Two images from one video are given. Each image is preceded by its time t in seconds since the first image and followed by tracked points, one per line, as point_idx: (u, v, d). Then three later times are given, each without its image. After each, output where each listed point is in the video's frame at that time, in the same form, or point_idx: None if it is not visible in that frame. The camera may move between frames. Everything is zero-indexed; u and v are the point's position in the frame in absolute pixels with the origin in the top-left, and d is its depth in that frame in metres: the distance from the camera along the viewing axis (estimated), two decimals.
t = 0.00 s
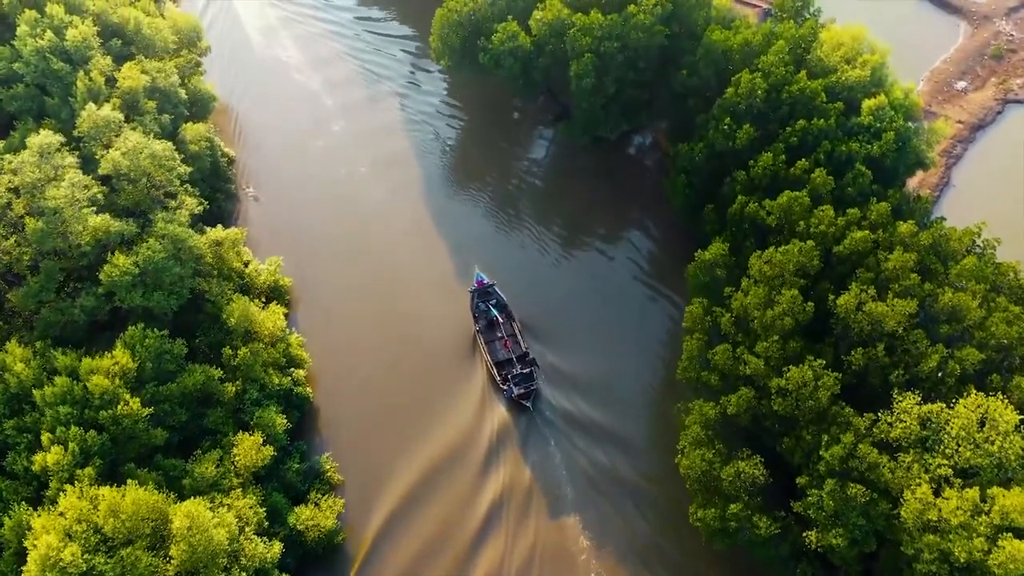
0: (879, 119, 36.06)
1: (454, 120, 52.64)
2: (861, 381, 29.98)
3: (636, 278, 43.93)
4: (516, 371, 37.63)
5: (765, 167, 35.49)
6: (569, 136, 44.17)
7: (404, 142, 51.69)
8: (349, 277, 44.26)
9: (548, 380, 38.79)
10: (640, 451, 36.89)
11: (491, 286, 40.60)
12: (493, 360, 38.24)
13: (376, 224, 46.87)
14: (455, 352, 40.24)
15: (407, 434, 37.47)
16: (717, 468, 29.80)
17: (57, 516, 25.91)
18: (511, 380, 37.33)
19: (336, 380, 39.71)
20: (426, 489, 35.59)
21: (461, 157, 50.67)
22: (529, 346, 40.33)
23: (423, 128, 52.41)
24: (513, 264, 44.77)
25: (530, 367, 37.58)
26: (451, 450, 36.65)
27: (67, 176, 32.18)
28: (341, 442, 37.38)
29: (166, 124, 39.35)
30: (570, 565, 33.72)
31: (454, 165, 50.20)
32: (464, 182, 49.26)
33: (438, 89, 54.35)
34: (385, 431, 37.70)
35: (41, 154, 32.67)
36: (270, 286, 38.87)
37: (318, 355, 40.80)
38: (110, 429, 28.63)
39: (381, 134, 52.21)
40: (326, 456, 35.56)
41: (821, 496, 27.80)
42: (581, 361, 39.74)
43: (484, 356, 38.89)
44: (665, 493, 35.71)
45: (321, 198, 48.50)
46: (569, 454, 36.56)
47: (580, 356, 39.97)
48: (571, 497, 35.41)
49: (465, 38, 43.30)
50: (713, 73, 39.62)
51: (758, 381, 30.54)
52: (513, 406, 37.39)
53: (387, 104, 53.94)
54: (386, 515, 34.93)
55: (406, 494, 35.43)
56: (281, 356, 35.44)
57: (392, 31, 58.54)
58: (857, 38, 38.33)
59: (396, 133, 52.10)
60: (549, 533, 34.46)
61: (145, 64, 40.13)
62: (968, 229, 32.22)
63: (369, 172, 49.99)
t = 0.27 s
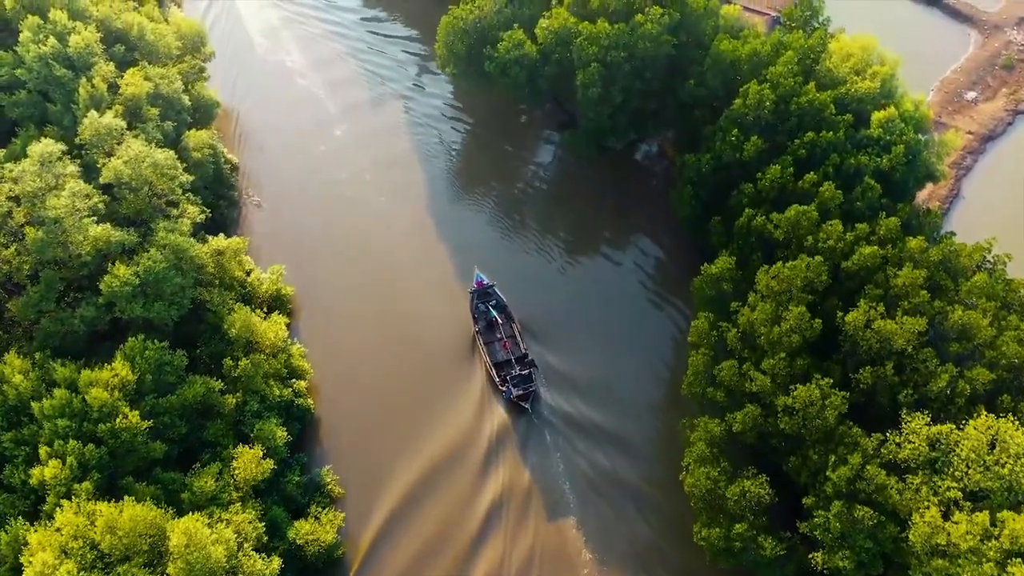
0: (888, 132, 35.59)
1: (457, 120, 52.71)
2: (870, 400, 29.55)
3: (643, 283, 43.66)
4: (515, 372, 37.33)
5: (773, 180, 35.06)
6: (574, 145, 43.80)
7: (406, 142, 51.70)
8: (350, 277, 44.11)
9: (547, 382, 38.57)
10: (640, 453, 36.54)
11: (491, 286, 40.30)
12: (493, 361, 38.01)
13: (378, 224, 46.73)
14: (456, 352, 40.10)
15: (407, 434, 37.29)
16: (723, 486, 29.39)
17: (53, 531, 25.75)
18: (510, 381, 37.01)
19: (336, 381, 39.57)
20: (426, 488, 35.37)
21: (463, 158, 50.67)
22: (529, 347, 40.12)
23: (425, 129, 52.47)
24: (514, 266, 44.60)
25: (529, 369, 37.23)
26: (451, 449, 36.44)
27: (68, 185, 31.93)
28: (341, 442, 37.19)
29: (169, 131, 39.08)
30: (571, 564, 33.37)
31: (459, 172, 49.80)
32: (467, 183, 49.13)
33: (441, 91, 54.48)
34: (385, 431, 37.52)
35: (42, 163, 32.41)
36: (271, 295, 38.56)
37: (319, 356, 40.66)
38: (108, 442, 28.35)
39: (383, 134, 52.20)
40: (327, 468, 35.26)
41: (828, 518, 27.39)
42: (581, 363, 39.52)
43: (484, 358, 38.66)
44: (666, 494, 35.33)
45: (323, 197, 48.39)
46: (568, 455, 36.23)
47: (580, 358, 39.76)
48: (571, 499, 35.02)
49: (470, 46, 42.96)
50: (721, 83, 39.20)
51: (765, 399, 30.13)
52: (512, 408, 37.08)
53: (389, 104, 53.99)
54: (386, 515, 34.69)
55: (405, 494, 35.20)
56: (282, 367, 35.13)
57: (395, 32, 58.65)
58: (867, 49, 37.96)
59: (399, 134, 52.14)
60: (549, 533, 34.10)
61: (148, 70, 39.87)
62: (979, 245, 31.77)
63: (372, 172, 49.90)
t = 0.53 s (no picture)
0: (899, 144, 35.12)
1: (460, 120, 52.72)
2: (878, 420, 29.11)
3: (649, 290, 43.39)
4: (514, 373, 37.35)
5: (782, 194, 34.65)
6: (580, 154, 43.43)
7: (409, 142, 51.68)
8: (351, 277, 44.12)
9: (547, 383, 38.57)
10: (639, 454, 36.48)
11: (491, 287, 40.32)
12: (492, 362, 38.09)
13: (380, 224, 46.73)
14: (456, 352, 40.12)
15: (407, 434, 37.35)
16: (728, 506, 28.96)
17: (50, 547, 25.51)
18: (508, 382, 37.03)
19: (336, 381, 39.61)
20: (426, 488, 35.41)
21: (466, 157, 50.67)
22: (528, 347, 40.17)
23: (429, 128, 52.45)
24: (515, 267, 44.61)
25: (527, 370, 37.26)
26: (450, 449, 36.47)
27: (69, 194, 31.67)
28: (341, 442, 37.24)
29: (172, 138, 38.81)
30: (571, 563, 33.27)
31: (464, 179, 49.47)
32: (469, 184, 49.17)
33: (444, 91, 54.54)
34: (385, 431, 37.57)
35: (43, 172, 32.17)
36: (273, 304, 38.20)
37: (319, 356, 40.69)
38: (107, 455, 28.08)
39: (386, 134, 52.19)
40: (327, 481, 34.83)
41: (835, 540, 26.94)
42: (581, 364, 39.57)
43: (483, 359, 38.67)
44: (665, 495, 35.25)
45: (324, 198, 48.40)
46: (566, 455, 36.18)
47: (579, 359, 39.79)
48: (570, 499, 34.88)
49: (476, 54, 42.63)
50: (729, 93, 38.79)
51: (771, 417, 29.73)
52: (511, 409, 37.09)
53: (393, 104, 54.01)
54: (386, 515, 34.74)
55: (405, 494, 35.27)
56: (283, 378, 34.81)
57: (397, 35, 58.77)
58: (878, 60, 37.46)
59: (402, 133, 52.12)
60: (549, 532, 34.00)
61: (152, 76, 39.63)
62: (989, 262, 31.34)
63: (374, 172, 49.91)
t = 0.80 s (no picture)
0: (909, 158, 34.64)
1: (461, 119, 52.74)
2: (887, 440, 28.67)
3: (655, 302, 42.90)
4: (513, 375, 37.24)
5: (790, 208, 34.21)
6: (587, 163, 43.04)
7: (412, 142, 51.78)
8: (353, 277, 44.27)
9: (547, 385, 38.54)
10: (640, 455, 36.55)
11: (491, 288, 40.24)
12: (492, 363, 37.93)
13: (382, 224, 46.83)
14: (456, 351, 40.14)
15: (407, 434, 37.48)
16: (733, 526, 28.53)
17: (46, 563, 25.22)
18: (508, 384, 36.93)
19: (337, 381, 39.76)
20: (426, 488, 35.54)
21: (468, 157, 50.70)
22: (528, 347, 40.17)
23: (431, 127, 52.50)
24: (517, 270, 44.55)
25: (527, 371, 37.22)
26: (450, 449, 36.53)
27: (70, 203, 31.40)
28: (342, 442, 37.43)
29: (175, 145, 38.54)
30: (571, 563, 33.33)
31: (469, 186, 49.11)
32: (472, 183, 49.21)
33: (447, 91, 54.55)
34: (385, 431, 37.73)
35: (44, 181, 31.87)
36: (275, 313, 37.86)
37: (319, 356, 40.80)
38: (105, 469, 27.80)
39: (389, 134, 52.29)
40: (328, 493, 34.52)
41: (842, 563, 26.49)
42: (581, 364, 39.59)
43: (483, 361, 38.59)
44: (666, 496, 35.35)
45: (327, 198, 48.55)
46: (566, 456, 36.21)
47: (580, 360, 39.81)
48: (569, 499, 34.98)
49: (482, 61, 42.27)
50: (737, 104, 38.36)
51: (778, 436, 29.32)
52: (510, 410, 37.01)
53: (396, 104, 54.07)
54: (386, 515, 34.91)
55: (405, 494, 35.44)
56: (285, 390, 34.47)
57: (399, 34, 58.79)
58: (888, 73, 37.04)
59: (405, 134, 52.22)
60: (548, 533, 34.12)
61: (155, 82, 39.37)
62: (1000, 279, 30.88)
63: (377, 172, 50.03)
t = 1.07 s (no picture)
0: (920, 172, 34.12)
1: (464, 119, 52.89)
2: (895, 462, 28.25)
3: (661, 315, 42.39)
4: (513, 376, 37.07)
5: (798, 222, 33.78)
6: (593, 173, 42.65)
7: (415, 142, 51.89)
8: (355, 278, 44.32)
9: (547, 387, 38.39)
10: (641, 458, 36.32)
11: (492, 289, 40.36)
12: (492, 365, 37.74)
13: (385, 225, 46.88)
14: (457, 351, 40.18)
15: (407, 434, 37.44)
16: (738, 547, 28.13)
17: None
18: (507, 385, 36.75)
19: (337, 381, 39.74)
20: (426, 488, 35.40)
21: (470, 158, 50.82)
22: (528, 350, 40.06)
23: (434, 127, 52.64)
24: (520, 277, 44.29)
25: (527, 372, 37.10)
26: (450, 449, 36.45)
27: (72, 212, 31.14)
28: (342, 442, 37.39)
29: (179, 152, 38.27)
30: (570, 564, 33.09)
31: (475, 195, 48.75)
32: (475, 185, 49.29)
33: (450, 91, 54.77)
34: (385, 430, 37.69)
35: (46, 190, 31.59)
36: (278, 323, 37.54)
37: (320, 357, 40.74)
38: (104, 483, 27.53)
39: (393, 134, 52.44)
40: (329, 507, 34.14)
41: None
42: (581, 368, 39.44)
43: (483, 362, 38.43)
44: (669, 500, 35.08)
45: (330, 199, 48.64)
46: (566, 458, 35.97)
47: (580, 363, 39.68)
48: (569, 502, 34.73)
49: (489, 70, 41.91)
50: (746, 116, 37.95)
51: (785, 455, 28.91)
52: (510, 412, 36.90)
53: (399, 104, 54.23)
54: (386, 515, 34.74)
55: (405, 493, 35.32)
56: (287, 401, 34.15)
57: (402, 35, 59.04)
58: (899, 85, 36.40)
59: (408, 134, 52.35)
60: (548, 534, 33.88)
61: (159, 89, 39.15)
62: (1011, 297, 30.39)
63: (380, 173, 50.17)
